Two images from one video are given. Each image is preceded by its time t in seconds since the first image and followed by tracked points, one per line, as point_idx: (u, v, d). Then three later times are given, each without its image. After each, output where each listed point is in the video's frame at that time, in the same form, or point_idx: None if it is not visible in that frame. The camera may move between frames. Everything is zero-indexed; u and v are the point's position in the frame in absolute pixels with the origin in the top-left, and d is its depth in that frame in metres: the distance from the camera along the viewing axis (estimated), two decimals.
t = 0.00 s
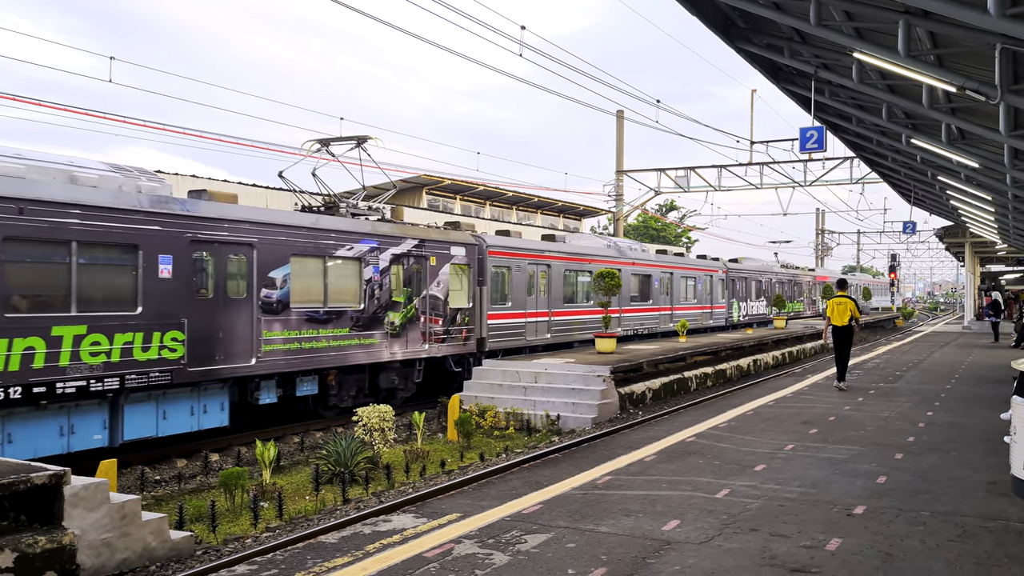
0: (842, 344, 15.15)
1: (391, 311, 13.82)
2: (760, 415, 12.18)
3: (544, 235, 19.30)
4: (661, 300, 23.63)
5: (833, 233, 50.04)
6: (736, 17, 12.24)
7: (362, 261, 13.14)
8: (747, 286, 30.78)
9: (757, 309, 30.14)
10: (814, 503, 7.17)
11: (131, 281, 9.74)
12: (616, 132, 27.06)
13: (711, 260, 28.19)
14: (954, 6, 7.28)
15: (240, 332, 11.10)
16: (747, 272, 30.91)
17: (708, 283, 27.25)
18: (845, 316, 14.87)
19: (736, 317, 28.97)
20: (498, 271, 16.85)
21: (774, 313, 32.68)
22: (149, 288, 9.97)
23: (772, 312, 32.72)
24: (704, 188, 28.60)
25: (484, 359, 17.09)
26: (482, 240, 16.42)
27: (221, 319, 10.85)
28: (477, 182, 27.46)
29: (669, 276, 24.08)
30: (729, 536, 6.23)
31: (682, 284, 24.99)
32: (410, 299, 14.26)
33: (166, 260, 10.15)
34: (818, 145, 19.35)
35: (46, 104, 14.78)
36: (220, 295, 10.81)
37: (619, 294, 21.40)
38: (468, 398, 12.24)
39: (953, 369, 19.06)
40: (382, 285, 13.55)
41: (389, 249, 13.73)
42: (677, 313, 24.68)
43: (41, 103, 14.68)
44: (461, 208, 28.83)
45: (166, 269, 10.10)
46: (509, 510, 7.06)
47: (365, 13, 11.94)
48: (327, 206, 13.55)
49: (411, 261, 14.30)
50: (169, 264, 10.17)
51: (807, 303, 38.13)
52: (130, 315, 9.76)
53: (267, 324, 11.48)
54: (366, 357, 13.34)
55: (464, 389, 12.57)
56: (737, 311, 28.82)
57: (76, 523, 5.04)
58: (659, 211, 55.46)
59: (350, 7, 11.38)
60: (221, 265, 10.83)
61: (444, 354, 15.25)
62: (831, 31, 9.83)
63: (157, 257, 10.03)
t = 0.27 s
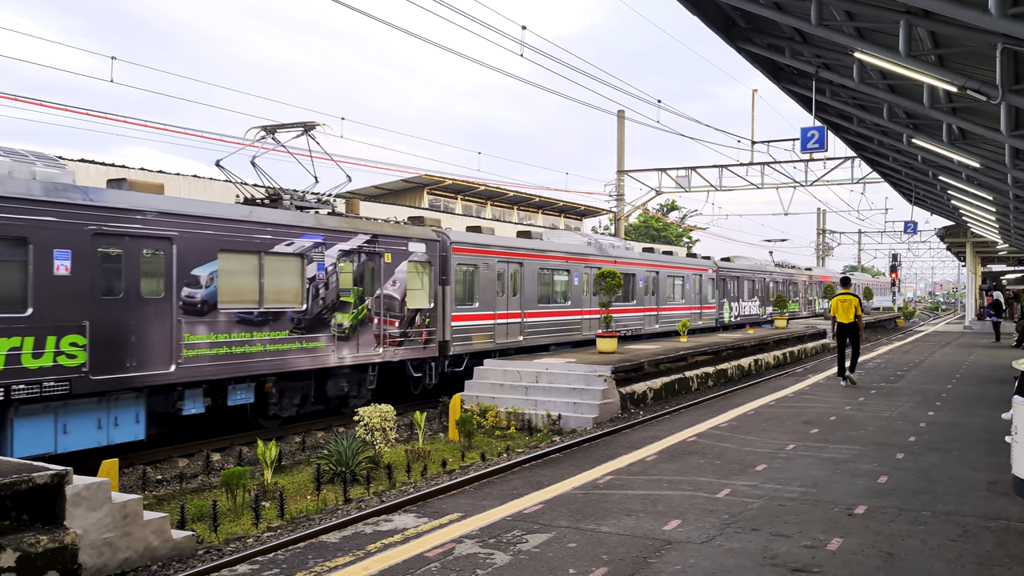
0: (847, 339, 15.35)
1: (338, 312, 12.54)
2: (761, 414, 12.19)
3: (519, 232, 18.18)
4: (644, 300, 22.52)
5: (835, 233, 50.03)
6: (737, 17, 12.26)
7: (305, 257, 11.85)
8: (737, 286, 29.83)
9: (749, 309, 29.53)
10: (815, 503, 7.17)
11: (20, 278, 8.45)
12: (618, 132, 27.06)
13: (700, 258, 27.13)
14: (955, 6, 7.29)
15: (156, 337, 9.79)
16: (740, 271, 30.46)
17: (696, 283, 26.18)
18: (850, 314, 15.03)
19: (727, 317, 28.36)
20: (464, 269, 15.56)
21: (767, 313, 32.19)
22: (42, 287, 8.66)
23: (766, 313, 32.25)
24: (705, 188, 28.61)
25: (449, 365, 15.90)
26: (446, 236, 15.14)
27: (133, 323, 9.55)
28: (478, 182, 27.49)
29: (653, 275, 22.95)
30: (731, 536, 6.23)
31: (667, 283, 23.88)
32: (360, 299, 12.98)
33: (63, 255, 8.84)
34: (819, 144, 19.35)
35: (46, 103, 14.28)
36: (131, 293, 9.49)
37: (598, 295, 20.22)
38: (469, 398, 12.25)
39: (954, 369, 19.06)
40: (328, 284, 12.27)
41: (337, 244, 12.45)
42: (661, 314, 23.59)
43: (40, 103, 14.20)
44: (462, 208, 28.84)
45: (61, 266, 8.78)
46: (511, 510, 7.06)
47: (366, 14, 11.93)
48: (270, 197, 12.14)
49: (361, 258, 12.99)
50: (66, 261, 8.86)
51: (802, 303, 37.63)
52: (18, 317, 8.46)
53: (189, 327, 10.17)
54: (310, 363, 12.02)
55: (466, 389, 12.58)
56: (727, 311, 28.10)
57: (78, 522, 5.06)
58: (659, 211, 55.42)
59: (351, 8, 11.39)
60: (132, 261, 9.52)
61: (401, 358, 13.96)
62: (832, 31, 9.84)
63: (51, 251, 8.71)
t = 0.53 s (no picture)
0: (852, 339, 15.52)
1: (278, 314, 11.53)
2: (762, 414, 12.18)
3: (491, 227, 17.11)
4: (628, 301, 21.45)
5: (836, 232, 50.00)
6: (739, 16, 12.26)
7: (236, 253, 10.82)
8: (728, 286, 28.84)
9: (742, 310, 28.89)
10: (816, 503, 7.17)
11: None
12: (619, 131, 27.04)
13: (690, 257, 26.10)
14: (957, 5, 7.27)
15: (53, 341, 8.76)
16: (735, 271, 29.94)
17: (684, 283, 25.12)
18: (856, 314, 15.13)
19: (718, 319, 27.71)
20: (426, 267, 14.48)
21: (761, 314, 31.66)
22: None
23: (760, 313, 31.72)
24: (706, 188, 28.57)
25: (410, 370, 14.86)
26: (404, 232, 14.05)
27: (25, 325, 8.51)
28: (479, 181, 27.47)
29: (638, 273, 21.91)
30: (732, 536, 6.23)
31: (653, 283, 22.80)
32: (303, 298, 11.96)
33: None
34: (821, 144, 19.33)
35: (47, 104, 14.12)
36: (19, 292, 8.44)
37: (576, 294, 19.15)
38: (470, 398, 12.26)
39: (956, 368, 19.04)
40: (265, 283, 11.26)
41: (274, 240, 11.41)
42: (647, 315, 22.49)
43: (42, 103, 14.07)
44: (463, 208, 28.84)
45: None
46: (512, 510, 7.06)
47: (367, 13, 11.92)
48: (203, 187, 11.29)
49: (304, 253, 11.94)
50: None
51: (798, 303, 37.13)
52: None
53: (92, 331, 9.12)
54: (243, 369, 10.99)
55: (467, 389, 12.58)
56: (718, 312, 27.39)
57: (80, 522, 5.06)
58: (660, 211, 55.34)
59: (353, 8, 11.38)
60: (23, 255, 8.49)
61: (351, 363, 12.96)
62: (834, 30, 9.82)
63: None
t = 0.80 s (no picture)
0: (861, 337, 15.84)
1: (202, 317, 10.47)
2: (763, 414, 12.17)
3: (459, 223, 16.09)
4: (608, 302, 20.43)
5: (838, 232, 49.97)
6: (740, 17, 12.26)
7: (153, 249, 9.81)
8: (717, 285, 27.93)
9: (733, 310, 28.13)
10: (817, 503, 7.17)
11: None
12: (620, 131, 27.04)
13: (678, 256, 25.23)
14: (958, 5, 7.27)
15: None
16: (728, 270, 29.28)
17: (670, 283, 24.07)
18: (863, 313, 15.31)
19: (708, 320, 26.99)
20: (381, 265, 13.40)
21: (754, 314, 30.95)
22: None
23: (753, 314, 31.01)
24: (707, 187, 28.55)
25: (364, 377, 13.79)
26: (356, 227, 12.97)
27: None
28: (480, 181, 27.47)
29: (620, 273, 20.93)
30: (733, 536, 6.23)
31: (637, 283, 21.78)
32: (236, 299, 10.96)
33: None
34: (822, 144, 19.33)
35: (50, 103, 13.75)
36: None
37: (552, 295, 18.11)
38: (471, 398, 12.26)
39: (957, 368, 19.01)
40: (186, 282, 10.22)
41: (199, 235, 10.39)
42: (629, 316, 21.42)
43: (44, 103, 13.72)
44: (464, 207, 28.85)
45: None
46: (513, 510, 7.06)
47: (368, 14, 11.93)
48: (121, 176, 10.13)
49: (235, 250, 10.93)
50: None
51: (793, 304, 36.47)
52: None
53: None
54: (162, 378, 9.96)
55: (468, 389, 12.59)
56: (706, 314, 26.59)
57: (82, 522, 5.07)
58: (661, 211, 55.28)
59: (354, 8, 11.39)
60: None
61: (291, 370, 11.88)
62: (835, 30, 9.82)
63: None
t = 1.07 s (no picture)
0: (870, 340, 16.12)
1: (111, 319, 9.21)
2: (765, 414, 12.17)
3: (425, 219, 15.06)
4: (586, 302, 19.28)
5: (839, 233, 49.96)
6: (742, 16, 12.25)
7: (51, 242, 8.57)
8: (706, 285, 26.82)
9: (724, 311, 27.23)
10: (819, 503, 7.16)
11: None
12: (621, 131, 27.03)
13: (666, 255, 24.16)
14: (960, 5, 7.25)
15: None
16: (721, 270, 28.43)
17: (656, 282, 22.92)
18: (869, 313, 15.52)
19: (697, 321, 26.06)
20: (329, 262, 12.25)
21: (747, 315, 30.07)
22: None
23: (745, 315, 30.08)
24: (709, 188, 28.53)
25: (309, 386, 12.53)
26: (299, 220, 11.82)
27: None
28: (481, 181, 27.48)
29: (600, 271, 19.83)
30: (735, 536, 6.22)
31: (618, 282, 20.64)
32: (152, 298, 9.70)
33: None
34: (823, 144, 19.32)
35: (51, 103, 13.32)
36: None
37: (524, 296, 16.96)
38: (473, 398, 12.26)
39: (959, 368, 18.99)
40: (93, 280, 8.99)
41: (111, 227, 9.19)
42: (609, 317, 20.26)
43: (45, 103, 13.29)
44: (465, 207, 28.86)
45: None
46: (515, 510, 7.05)
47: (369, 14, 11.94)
48: (23, 162, 8.95)
49: (152, 244, 9.67)
50: None
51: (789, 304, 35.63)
52: None
53: None
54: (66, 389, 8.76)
55: (469, 389, 12.59)
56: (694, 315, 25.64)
57: (83, 521, 5.07)
58: (662, 211, 55.26)
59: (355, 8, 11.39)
60: None
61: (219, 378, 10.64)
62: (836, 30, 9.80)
63: None
